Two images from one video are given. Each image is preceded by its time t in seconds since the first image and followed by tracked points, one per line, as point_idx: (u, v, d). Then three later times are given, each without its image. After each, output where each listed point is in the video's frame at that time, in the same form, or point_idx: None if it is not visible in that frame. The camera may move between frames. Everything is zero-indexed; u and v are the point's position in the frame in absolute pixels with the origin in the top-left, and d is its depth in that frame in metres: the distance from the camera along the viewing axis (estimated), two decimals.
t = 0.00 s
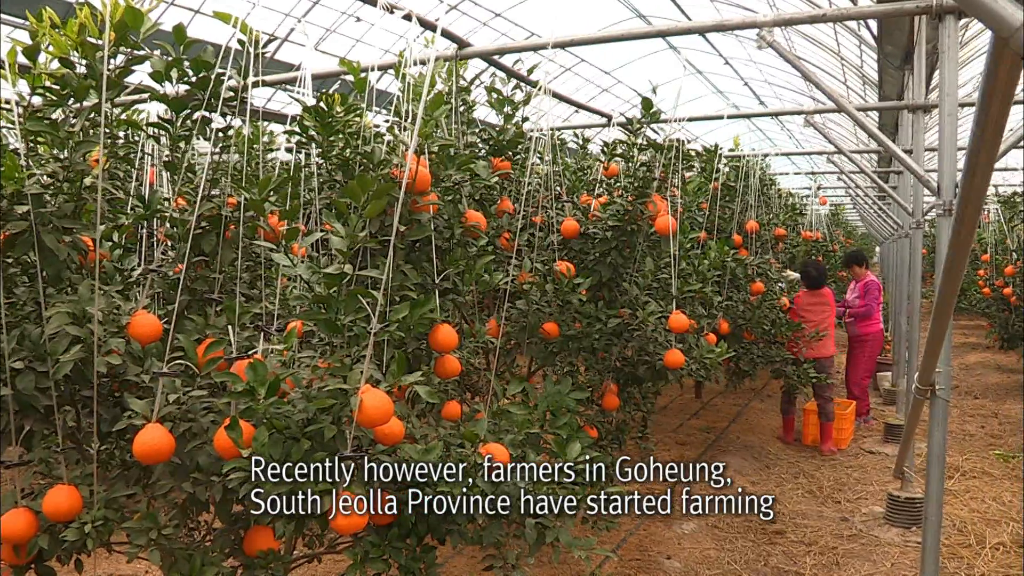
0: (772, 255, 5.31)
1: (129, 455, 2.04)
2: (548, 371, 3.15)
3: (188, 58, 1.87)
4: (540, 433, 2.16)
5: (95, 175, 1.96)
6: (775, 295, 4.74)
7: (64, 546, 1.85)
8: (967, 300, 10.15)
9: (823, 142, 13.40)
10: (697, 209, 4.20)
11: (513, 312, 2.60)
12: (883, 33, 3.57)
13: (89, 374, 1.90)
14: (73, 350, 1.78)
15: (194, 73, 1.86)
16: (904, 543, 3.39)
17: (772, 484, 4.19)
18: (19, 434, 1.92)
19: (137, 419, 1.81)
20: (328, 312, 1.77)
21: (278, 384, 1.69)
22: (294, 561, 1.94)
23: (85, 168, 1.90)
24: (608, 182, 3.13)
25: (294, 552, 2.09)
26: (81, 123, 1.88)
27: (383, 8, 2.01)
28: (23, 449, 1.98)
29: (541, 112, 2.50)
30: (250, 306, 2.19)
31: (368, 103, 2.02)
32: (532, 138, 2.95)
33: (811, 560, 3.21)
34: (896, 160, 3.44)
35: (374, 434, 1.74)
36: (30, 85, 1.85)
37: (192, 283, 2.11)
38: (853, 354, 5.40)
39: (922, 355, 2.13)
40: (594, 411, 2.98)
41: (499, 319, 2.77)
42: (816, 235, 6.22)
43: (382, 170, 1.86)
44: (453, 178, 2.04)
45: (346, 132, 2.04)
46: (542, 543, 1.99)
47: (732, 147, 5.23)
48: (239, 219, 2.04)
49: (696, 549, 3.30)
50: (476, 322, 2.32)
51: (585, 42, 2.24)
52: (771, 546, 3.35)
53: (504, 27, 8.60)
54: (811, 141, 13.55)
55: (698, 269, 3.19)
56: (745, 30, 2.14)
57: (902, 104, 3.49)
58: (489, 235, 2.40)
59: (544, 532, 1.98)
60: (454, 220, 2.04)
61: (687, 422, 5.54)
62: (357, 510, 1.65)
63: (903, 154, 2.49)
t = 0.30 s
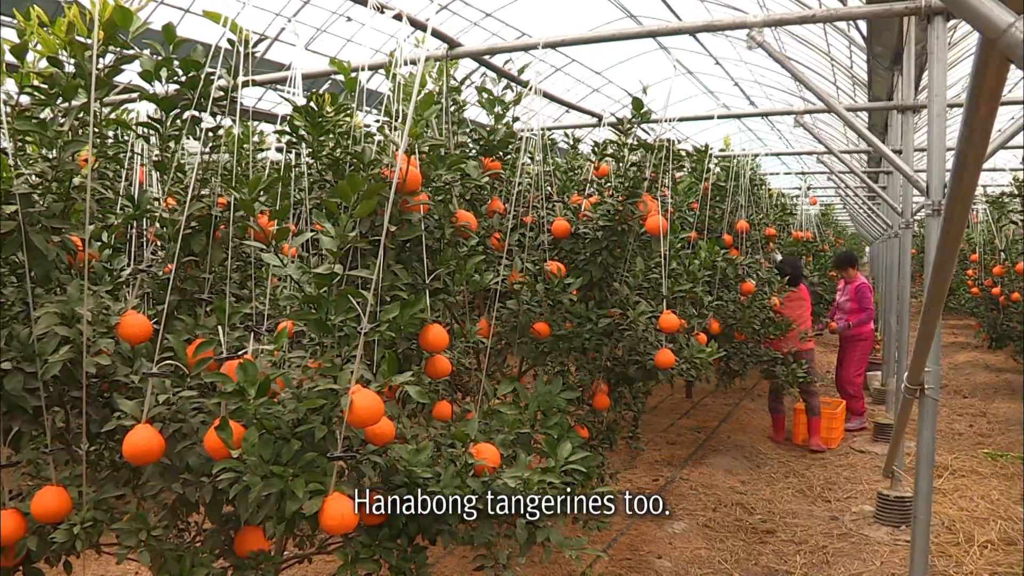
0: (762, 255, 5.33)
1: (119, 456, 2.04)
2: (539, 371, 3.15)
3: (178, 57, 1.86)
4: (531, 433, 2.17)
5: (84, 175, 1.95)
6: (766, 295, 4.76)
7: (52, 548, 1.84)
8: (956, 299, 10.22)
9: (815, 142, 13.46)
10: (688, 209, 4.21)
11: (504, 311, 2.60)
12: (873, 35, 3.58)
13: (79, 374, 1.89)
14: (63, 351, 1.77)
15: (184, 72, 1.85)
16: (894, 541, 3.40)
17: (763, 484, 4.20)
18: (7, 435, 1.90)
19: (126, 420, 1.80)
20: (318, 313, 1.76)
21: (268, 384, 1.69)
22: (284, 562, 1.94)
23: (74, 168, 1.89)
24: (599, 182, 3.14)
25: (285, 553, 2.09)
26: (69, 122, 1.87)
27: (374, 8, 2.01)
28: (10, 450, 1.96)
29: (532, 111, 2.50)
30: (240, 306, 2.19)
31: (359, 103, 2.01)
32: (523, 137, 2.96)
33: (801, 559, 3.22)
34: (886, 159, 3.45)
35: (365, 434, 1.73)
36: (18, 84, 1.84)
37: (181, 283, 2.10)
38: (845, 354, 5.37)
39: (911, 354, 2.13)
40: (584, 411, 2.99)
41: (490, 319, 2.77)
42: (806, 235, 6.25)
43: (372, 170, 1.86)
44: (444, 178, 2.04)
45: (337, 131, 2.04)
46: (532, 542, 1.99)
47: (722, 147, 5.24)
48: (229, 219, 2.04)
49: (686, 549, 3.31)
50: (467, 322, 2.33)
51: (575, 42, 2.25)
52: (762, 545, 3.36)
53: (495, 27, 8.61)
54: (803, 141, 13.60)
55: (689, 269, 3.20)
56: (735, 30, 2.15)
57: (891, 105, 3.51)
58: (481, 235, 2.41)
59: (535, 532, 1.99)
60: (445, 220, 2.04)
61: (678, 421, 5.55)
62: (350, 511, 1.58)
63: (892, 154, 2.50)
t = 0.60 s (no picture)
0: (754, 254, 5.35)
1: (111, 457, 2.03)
2: (531, 371, 3.16)
3: (169, 56, 1.86)
4: (523, 432, 2.17)
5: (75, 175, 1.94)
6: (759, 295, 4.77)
7: (43, 549, 1.83)
8: (948, 299, 10.26)
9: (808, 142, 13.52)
10: (680, 209, 4.22)
11: (497, 311, 2.61)
12: (864, 36, 3.60)
13: (70, 375, 1.88)
14: (54, 351, 1.77)
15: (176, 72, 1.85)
16: (886, 540, 3.42)
17: (755, 483, 4.21)
18: None
19: (117, 421, 1.79)
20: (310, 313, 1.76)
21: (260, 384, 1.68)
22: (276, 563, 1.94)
23: (64, 167, 1.88)
24: (591, 182, 3.15)
25: (277, 554, 2.08)
26: (59, 122, 1.86)
27: (366, 8, 2.01)
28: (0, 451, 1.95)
29: (524, 111, 2.51)
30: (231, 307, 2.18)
31: (351, 103, 2.01)
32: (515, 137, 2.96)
33: (793, 558, 3.23)
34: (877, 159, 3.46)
35: (357, 434, 1.72)
36: (8, 83, 1.83)
37: (173, 283, 2.10)
38: (844, 360, 5.31)
39: (902, 353, 2.14)
40: (576, 410, 3.00)
41: (482, 319, 2.77)
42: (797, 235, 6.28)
43: (364, 170, 1.86)
44: (436, 178, 2.05)
45: (329, 131, 2.04)
46: (525, 542, 1.99)
47: (715, 147, 5.25)
48: (221, 220, 2.04)
49: (679, 548, 3.31)
50: (459, 322, 2.34)
51: (566, 42, 2.25)
52: (754, 545, 3.37)
53: (488, 27, 8.61)
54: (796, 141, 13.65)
55: (681, 269, 3.21)
56: (727, 30, 2.15)
57: (883, 105, 3.52)
58: (473, 235, 2.42)
59: (528, 531, 1.99)
60: (437, 220, 2.04)
61: (670, 421, 5.55)
62: (343, 512, 1.56)
63: (883, 154, 2.51)
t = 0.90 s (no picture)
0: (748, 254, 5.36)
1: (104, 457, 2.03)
2: (525, 371, 3.16)
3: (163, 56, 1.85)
4: (517, 432, 2.17)
5: (68, 174, 1.93)
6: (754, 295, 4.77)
7: (36, 550, 1.82)
8: (941, 299, 10.30)
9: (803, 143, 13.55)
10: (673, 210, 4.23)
11: (491, 311, 2.61)
12: (858, 37, 3.60)
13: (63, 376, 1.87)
14: (47, 352, 1.76)
15: (169, 71, 1.84)
16: (879, 539, 3.43)
17: (749, 482, 4.21)
18: None
19: (110, 421, 1.78)
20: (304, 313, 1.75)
21: (254, 384, 1.68)
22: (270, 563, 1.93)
23: (57, 167, 1.87)
24: (585, 182, 3.15)
25: (271, 554, 2.08)
26: (51, 122, 1.85)
27: (360, 7, 2.01)
28: None
29: (519, 111, 2.51)
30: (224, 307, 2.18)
31: (344, 103, 2.01)
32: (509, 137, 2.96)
33: (787, 557, 3.24)
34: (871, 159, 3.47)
35: (351, 434, 1.71)
36: None
37: (167, 283, 2.09)
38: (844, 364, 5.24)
39: (895, 353, 2.14)
40: (570, 410, 3.00)
41: (476, 319, 2.77)
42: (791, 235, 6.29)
43: (358, 171, 1.85)
44: (429, 178, 2.05)
45: (323, 131, 2.04)
46: (519, 542, 1.99)
47: (709, 147, 5.26)
48: (215, 220, 2.03)
49: (673, 548, 3.32)
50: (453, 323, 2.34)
51: (559, 42, 2.25)
52: (748, 544, 3.37)
53: (482, 27, 8.61)
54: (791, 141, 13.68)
55: (674, 269, 3.21)
56: (721, 31, 2.16)
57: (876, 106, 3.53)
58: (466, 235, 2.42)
59: (522, 530, 1.99)
60: (430, 220, 2.04)
61: (665, 421, 5.56)
62: (337, 511, 1.55)
63: (877, 154, 2.51)
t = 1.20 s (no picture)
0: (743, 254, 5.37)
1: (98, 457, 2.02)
2: (520, 371, 3.16)
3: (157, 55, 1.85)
4: (512, 432, 2.17)
5: (61, 174, 1.92)
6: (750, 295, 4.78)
7: (30, 551, 1.82)
8: (935, 299, 10.34)
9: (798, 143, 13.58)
10: (668, 209, 4.24)
11: (486, 311, 2.61)
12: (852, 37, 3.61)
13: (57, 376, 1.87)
14: (40, 352, 1.75)
15: (163, 71, 1.84)
16: (874, 539, 3.44)
17: (744, 482, 4.22)
18: None
19: (105, 422, 1.78)
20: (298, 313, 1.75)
21: (248, 384, 1.68)
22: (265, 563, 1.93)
23: (50, 166, 1.87)
24: (580, 182, 3.15)
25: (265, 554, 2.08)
26: (44, 121, 1.85)
27: (354, 7, 2.01)
28: None
29: (514, 112, 2.51)
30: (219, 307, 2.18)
31: (339, 103, 2.01)
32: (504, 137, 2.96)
33: (782, 557, 3.24)
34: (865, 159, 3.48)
35: (345, 434, 1.71)
36: None
37: (161, 282, 2.09)
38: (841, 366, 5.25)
39: (889, 353, 2.14)
40: (565, 410, 3.00)
41: (471, 319, 2.77)
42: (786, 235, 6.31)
43: (352, 171, 1.85)
44: (424, 178, 2.05)
45: (317, 131, 2.04)
46: (514, 542, 2.00)
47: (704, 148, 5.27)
48: (209, 220, 2.03)
49: (668, 548, 3.32)
50: (448, 323, 2.34)
51: (553, 42, 2.26)
52: (743, 544, 3.38)
53: (478, 27, 8.61)
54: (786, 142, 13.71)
55: (669, 269, 3.22)
56: (716, 31, 2.16)
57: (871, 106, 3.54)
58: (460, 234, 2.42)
59: (517, 530, 1.99)
60: (425, 220, 2.04)
61: (660, 421, 5.56)
62: (332, 512, 1.54)
63: (871, 154, 2.52)
